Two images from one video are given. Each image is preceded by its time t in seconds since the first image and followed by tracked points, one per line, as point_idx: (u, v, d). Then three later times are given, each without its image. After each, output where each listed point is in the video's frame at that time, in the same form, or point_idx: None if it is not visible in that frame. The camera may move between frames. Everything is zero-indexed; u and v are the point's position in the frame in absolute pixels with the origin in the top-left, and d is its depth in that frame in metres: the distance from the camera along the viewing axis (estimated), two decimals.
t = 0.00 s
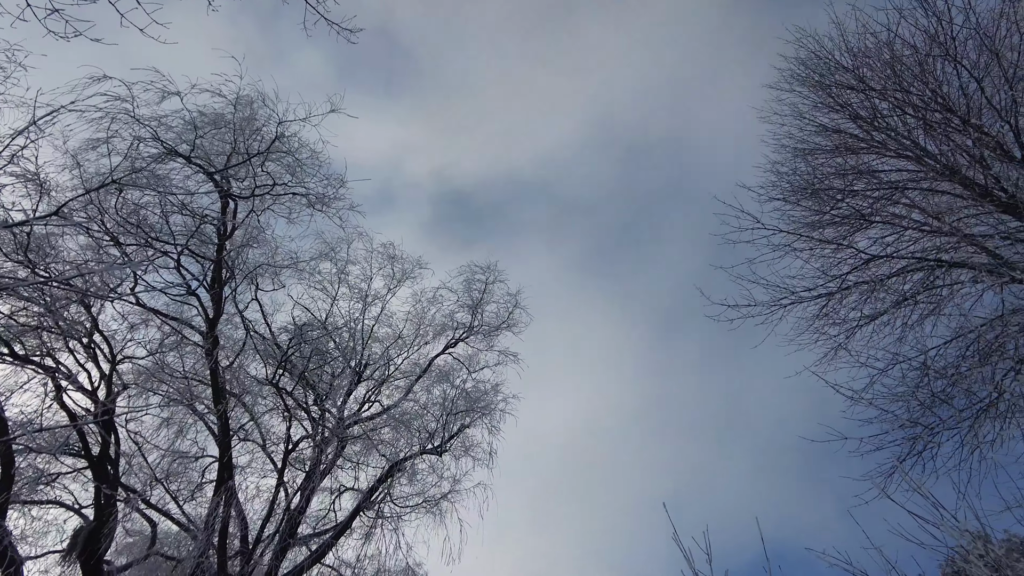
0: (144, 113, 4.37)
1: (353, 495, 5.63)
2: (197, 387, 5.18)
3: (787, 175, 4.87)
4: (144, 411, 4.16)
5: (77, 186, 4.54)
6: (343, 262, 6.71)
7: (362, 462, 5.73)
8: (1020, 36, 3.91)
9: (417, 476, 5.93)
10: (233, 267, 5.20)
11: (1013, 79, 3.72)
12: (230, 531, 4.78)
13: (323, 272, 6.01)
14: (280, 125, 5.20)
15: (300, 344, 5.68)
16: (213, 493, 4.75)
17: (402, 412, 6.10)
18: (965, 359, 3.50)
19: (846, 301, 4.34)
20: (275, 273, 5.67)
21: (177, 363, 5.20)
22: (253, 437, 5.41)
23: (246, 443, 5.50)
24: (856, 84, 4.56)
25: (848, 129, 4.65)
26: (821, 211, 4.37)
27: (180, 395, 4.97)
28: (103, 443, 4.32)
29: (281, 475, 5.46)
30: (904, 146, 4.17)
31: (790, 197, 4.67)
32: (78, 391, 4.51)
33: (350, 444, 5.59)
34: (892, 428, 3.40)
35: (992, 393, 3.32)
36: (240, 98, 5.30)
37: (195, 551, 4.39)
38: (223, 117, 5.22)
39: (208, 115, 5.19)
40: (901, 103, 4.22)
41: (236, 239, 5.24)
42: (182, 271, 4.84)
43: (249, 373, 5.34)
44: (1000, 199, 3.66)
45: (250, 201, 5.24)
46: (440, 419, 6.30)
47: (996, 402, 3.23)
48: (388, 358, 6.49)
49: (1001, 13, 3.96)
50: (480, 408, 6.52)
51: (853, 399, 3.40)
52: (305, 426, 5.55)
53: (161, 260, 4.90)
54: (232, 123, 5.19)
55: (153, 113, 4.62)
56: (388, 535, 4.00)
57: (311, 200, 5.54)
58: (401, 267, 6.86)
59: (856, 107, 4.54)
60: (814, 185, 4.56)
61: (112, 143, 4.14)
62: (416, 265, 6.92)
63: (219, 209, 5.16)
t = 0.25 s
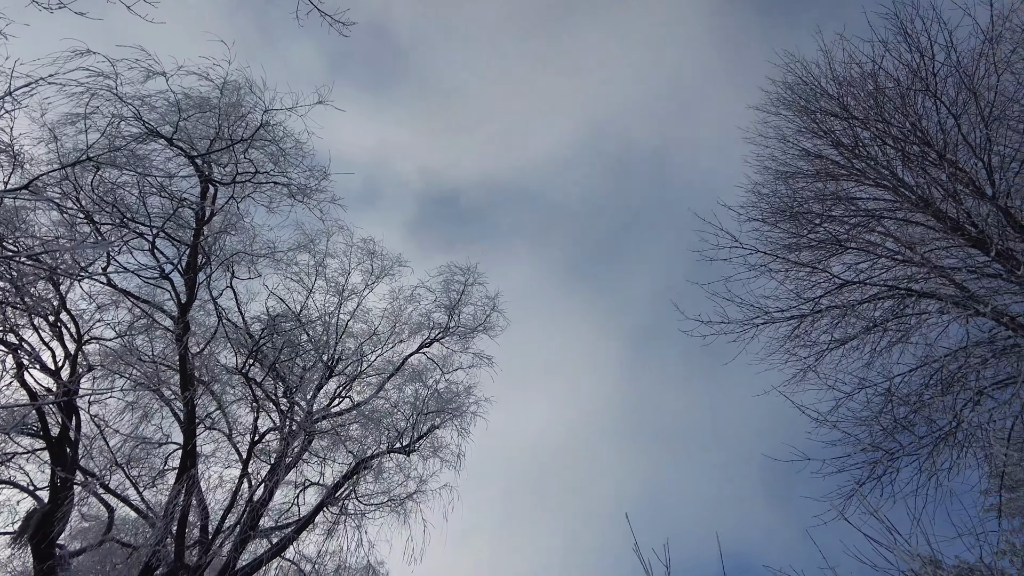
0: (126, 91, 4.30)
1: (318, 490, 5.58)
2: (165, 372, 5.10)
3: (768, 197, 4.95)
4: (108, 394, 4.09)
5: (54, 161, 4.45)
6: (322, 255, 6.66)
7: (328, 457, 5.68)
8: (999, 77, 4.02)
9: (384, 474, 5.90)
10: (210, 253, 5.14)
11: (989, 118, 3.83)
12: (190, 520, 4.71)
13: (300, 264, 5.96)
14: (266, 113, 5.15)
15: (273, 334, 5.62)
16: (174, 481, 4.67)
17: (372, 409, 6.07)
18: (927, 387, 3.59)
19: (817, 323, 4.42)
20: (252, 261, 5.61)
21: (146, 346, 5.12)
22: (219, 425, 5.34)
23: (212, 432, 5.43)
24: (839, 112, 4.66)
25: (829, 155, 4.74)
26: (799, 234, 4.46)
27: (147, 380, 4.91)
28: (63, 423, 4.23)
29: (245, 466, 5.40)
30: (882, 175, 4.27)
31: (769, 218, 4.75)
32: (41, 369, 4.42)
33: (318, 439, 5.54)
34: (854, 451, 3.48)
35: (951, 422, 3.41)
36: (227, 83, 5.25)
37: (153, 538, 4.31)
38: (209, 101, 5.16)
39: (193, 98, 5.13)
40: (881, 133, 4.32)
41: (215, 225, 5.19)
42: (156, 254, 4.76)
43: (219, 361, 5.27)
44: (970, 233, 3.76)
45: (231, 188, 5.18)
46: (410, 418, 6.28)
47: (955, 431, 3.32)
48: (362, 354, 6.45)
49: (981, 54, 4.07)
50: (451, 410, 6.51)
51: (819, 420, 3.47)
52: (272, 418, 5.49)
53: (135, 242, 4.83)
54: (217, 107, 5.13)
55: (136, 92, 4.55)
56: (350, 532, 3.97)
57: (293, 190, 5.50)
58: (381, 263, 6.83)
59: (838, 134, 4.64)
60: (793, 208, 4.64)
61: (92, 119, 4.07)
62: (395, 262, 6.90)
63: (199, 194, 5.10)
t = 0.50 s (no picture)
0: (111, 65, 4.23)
1: (282, 480, 5.53)
2: (133, 353, 5.02)
3: (748, 215, 5.02)
4: (72, 371, 4.00)
5: (31, 131, 4.36)
6: (301, 244, 6.60)
7: (295, 448, 5.62)
8: (977, 113, 4.13)
9: (350, 468, 5.86)
10: (187, 235, 5.07)
11: (966, 152, 3.93)
12: (149, 504, 4.63)
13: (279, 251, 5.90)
14: (253, 98, 5.09)
15: (246, 321, 5.55)
16: (135, 464, 4.59)
17: (343, 402, 6.03)
18: (891, 411, 3.66)
19: (790, 342, 4.49)
20: (229, 246, 5.54)
21: (115, 325, 5.02)
22: (185, 410, 5.26)
23: (177, 415, 5.34)
24: (823, 137, 4.74)
25: (810, 178, 4.83)
26: (777, 254, 4.53)
27: (114, 359, 4.84)
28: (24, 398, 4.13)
29: (209, 453, 5.33)
30: (861, 201, 4.36)
31: (748, 236, 4.82)
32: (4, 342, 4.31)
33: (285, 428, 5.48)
34: (817, 470, 3.54)
35: (912, 446, 3.49)
36: (215, 64, 5.18)
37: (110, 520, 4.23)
38: (196, 81, 5.09)
39: (179, 76, 5.06)
40: (863, 160, 4.40)
41: (194, 206, 5.11)
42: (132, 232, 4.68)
43: (189, 344, 5.19)
44: (941, 263, 3.85)
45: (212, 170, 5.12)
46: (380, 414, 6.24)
47: (915, 456, 3.39)
48: (335, 346, 6.41)
49: (962, 89, 4.18)
50: (422, 407, 6.48)
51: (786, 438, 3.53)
52: (240, 405, 5.43)
53: (111, 218, 4.74)
54: (203, 88, 5.06)
55: (121, 66, 4.47)
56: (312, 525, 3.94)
57: (276, 177, 5.45)
58: (360, 256, 6.79)
59: (821, 158, 4.72)
60: (773, 227, 4.71)
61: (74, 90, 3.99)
62: (375, 256, 6.86)
63: (179, 174, 5.02)
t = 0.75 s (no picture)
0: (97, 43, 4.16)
1: (251, 472, 5.47)
2: (105, 336, 4.94)
3: (730, 229, 5.08)
4: (40, 352, 3.92)
5: (11, 105, 4.27)
6: (283, 234, 6.55)
7: (266, 440, 5.57)
8: (957, 142, 4.22)
9: (321, 462, 5.82)
10: (166, 219, 5.00)
11: (944, 179, 4.02)
12: (113, 491, 4.55)
13: (259, 241, 5.84)
14: (241, 84, 5.05)
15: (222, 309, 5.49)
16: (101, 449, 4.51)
17: (316, 396, 5.98)
18: (859, 430, 3.73)
19: (765, 356, 4.55)
20: (209, 232, 5.48)
21: (87, 307, 4.94)
22: (155, 396, 5.19)
23: (147, 402, 5.26)
24: (807, 156, 4.82)
25: (792, 196, 4.90)
26: (756, 269, 4.59)
27: (86, 342, 4.79)
28: None
29: (178, 441, 5.25)
30: (841, 221, 4.43)
31: (729, 250, 4.87)
32: None
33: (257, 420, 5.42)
34: (785, 485, 3.59)
35: (877, 465, 3.55)
36: (204, 48, 5.12)
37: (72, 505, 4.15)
38: (183, 64, 5.03)
39: (167, 58, 4.99)
40: (844, 181, 4.48)
41: (175, 191, 5.05)
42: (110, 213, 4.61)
43: (163, 330, 5.11)
44: (915, 286, 3.94)
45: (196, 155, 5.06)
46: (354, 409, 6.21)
47: (880, 474, 3.46)
48: (312, 339, 6.36)
49: (942, 117, 4.27)
50: (397, 404, 6.46)
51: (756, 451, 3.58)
52: (212, 394, 5.36)
53: (89, 198, 4.66)
54: (191, 71, 5.00)
55: (108, 45, 4.40)
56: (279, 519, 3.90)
57: (260, 165, 5.40)
58: (342, 249, 6.75)
59: (804, 177, 4.80)
60: (754, 242, 4.78)
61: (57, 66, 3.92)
62: (357, 250, 6.83)
63: (161, 157, 4.96)
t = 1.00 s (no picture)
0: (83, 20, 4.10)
1: (220, 463, 5.41)
2: (76, 318, 4.87)
3: (711, 242, 5.14)
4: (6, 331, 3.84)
5: None
6: (264, 224, 6.49)
7: (236, 431, 5.51)
8: (934, 169, 4.32)
9: (291, 456, 5.77)
10: (145, 203, 4.93)
11: (920, 205, 4.11)
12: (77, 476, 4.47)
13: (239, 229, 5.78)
14: (228, 71, 5.00)
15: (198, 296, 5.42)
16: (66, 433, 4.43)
17: (290, 388, 5.93)
18: (827, 446, 3.79)
19: (739, 370, 4.61)
20: (189, 218, 5.41)
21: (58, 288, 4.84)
22: (124, 382, 5.11)
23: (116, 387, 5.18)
24: (789, 174, 4.89)
25: (773, 213, 4.97)
26: (735, 283, 4.65)
27: (55, 323, 4.69)
28: None
29: (146, 428, 5.18)
30: (819, 240, 4.51)
31: (709, 263, 4.93)
32: None
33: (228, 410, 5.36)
34: (751, 498, 3.64)
35: (842, 482, 3.62)
36: (193, 32, 5.07)
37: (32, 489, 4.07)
38: (171, 47, 4.96)
39: (154, 40, 4.93)
40: (824, 201, 4.56)
41: (156, 174, 4.98)
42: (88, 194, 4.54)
43: (137, 315, 5.01)
44: (887, 308, 4.02)
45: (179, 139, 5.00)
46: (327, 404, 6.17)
47: (845, 490, 3.52)
48: (288, 331, 6.31)
49: (921, 144, 4.37)
50: (370, 401, 6.43)
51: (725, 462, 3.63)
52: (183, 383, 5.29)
53: (66, 177, 4.58)
54: (178, 54, 4.94)
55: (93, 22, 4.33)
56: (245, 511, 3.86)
57: (244, 153, 5.35)
58: (323, 242, 6.70)
59: (786, 195, 4.87)
60: (734, 257, 4.84)
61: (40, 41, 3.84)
62: (338, 244, 6.79)
63: (143, 140, 4.89)
